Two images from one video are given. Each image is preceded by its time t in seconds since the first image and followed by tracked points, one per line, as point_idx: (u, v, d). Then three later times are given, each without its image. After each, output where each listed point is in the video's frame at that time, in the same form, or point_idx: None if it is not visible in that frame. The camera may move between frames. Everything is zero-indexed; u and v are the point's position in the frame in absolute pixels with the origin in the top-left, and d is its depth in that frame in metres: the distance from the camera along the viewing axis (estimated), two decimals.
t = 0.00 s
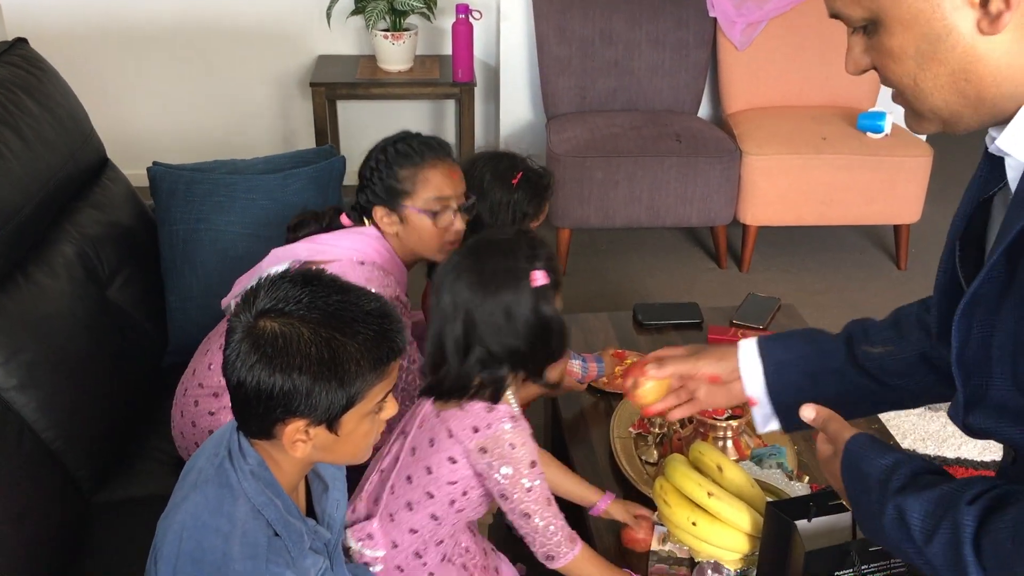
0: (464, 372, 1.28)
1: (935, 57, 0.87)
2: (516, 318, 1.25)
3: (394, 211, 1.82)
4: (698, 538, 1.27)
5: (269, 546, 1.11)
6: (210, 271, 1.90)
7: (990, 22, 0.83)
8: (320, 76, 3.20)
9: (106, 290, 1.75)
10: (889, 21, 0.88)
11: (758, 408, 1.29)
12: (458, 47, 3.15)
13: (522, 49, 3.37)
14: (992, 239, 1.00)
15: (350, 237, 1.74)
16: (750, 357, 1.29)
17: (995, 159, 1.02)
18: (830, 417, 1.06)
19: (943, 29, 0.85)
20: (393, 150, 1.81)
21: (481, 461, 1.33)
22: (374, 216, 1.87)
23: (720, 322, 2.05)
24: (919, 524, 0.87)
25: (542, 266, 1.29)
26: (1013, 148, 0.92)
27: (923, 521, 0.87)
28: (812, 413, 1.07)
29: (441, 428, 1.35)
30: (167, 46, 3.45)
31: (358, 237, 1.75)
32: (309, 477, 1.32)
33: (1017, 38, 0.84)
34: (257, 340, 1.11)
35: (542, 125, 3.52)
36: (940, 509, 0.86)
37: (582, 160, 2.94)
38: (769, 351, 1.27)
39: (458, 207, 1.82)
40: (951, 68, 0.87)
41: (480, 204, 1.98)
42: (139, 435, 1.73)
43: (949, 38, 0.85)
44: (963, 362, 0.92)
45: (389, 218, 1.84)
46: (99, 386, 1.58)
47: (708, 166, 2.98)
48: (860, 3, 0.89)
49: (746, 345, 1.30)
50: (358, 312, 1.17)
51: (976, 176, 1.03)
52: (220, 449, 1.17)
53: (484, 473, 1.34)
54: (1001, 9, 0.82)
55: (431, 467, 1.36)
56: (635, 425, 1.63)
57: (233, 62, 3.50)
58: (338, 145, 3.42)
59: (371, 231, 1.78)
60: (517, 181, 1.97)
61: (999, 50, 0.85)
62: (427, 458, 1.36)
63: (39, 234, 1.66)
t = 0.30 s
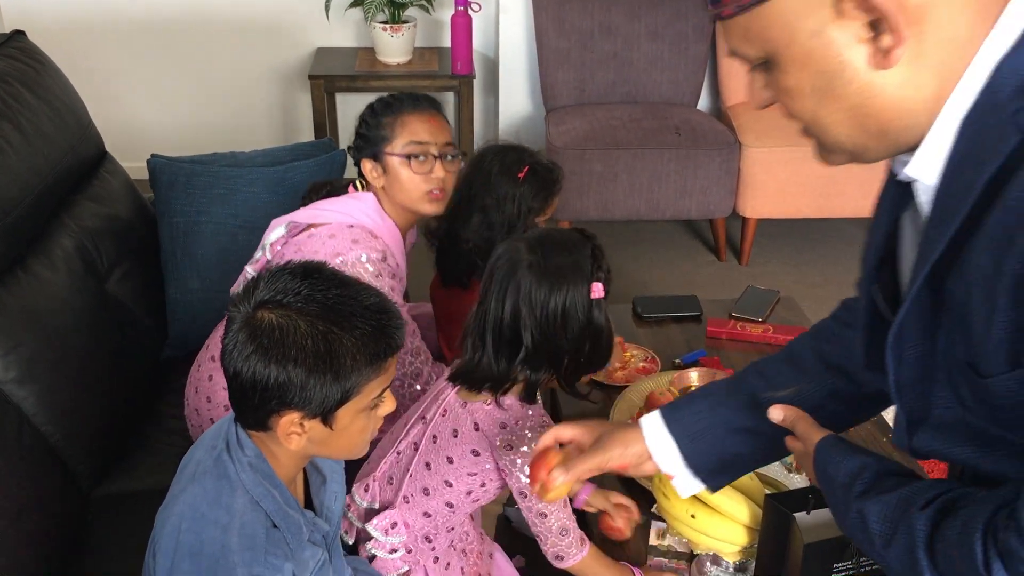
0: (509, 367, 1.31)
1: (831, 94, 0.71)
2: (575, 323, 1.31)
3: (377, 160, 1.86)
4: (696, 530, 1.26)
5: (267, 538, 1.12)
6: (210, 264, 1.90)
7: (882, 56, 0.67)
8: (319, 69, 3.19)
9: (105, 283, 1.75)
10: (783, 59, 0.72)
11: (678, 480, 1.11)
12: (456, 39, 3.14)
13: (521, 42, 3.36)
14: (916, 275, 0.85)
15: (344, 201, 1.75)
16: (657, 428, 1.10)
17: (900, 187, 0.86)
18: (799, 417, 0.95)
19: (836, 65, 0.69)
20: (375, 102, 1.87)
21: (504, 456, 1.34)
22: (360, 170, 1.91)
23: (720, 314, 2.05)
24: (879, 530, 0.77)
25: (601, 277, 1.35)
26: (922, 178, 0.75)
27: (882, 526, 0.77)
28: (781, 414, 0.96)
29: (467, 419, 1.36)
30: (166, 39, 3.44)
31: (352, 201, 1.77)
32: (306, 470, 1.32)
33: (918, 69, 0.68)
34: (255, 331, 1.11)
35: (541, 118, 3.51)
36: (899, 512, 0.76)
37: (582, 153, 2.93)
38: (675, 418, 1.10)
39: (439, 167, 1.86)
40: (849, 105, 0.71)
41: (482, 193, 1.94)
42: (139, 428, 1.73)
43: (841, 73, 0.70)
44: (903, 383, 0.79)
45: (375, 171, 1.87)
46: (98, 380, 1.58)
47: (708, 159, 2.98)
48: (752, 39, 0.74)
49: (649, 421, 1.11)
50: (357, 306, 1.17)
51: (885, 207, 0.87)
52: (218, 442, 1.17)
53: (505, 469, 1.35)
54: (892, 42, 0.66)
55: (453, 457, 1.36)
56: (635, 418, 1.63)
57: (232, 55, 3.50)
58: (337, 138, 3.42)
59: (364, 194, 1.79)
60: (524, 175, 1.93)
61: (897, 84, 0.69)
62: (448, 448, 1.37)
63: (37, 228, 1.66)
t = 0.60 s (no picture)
0: (494, 340, 1.33)
1: (682, 162, 0.69)
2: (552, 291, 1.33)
3: (359, 162, 1.83)
4: (698, 525, 1.26)
5: (269, 533, 1.11)
6: (210, 258, 1.90)
7: (721, 125, 0.66)
8: (319, 62, 3.18)
9: (105, 278, 1.75)
10: (635, 133, 0.69)
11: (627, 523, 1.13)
12: (456, 32, 3.13)
13: (522, 35, 3.35)
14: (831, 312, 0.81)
15: (312, 202, 1.69)
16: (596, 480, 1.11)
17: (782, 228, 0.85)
18: (737, 437, 0.97)
19: (681, 135, 0.67)
20: (355, 101, 1.82)
21: (501, 432, 1.37)
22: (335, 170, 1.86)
23: (720, 308, 2.04)
24: (816, 549, 0.79)
25: (578, 247, 1.37)
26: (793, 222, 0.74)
27: (821, 545, 0.79)
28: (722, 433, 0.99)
29: (462, 400, 1.37)
30: (165, 33, 3.43)
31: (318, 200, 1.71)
32: (307, 464, 1.32)
33: (762, 131, 0.67)
34: (258, 325, 1.11)
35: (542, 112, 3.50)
36: (832, 532, 0.78)
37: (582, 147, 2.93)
38: (614, 466, 1.11)
39: (413, 164, 1.86)
40: (700, 172, 0.69)
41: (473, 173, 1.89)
42: (139, 422, 1.73)
43: (688, 142, 0.67)
44: (816, 411, 0.81)
45: (354, 172, 1.84)
46: (98, 374, 1.58)
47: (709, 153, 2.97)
48: (604, 117, 0.70)
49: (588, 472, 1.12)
50: (361, 305, 1.17)
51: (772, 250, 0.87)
52: (218, 437, 1.17)
53: (503, 445, 1.38)
54: (729, 110, 0.64)
55: (453, 439, 1.38)
56: (635, 411, 1.62)
57: (232, 49, 3.49)
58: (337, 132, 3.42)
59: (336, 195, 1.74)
60: (515, 162, 1.87)
61: (744, 147, 0.67)
62: (448, 430, 1.39)
63: (37, 222, 1.65)
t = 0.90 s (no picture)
0: (436, 281, 1.40)
1: (618, 193, 0.77)
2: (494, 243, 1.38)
3: (390, 212, 1.69)
4: (699, 522, 1.26)
5: (260, 527, 1.11)
6: (209, 256, 1.90)
7: (647, 155, 0.73)
8: (319, 60, 3.18)
9: (106, 275, 1.74)
10: (571, 173, 0.78)
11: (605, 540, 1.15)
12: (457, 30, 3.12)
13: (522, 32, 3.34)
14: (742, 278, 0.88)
15: (320, 223, 1.61)
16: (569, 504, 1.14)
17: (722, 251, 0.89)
18: (706, 447, 1.01)
19: (612, 168, 0.75)
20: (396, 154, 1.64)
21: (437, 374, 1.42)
22: (357, 212, 1.69)
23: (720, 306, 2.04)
24: (784, 555, 0.82)
25: (512, 186, 1.39)
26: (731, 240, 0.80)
27: (788, 552, 0.82)
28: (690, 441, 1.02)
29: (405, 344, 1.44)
30: (166, 31, 3.43)
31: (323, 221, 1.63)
32: (306, 457, 1.31)
33: (685, 158, 0.74)
34: (258, 320, 1.11)
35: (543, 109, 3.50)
36: (802, 539, 0.81)
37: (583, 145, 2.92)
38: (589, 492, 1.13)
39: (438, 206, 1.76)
40: (636, 199, 0.77)
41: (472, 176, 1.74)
42: (139, 420, 1.73)
43: (620, 175, 0.75)
44: (772, 422, 0.87)
45: (380, 215, 1.70)
46: (96, 371, 1.58)
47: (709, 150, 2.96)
48: (542, 160, 0.79)
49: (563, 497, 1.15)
50: (365, 308, 1.16)
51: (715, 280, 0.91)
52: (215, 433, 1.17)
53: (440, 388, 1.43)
54: (652, 142, 0.72)
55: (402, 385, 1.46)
56: (635, 410, 1.61)
57: (232, 47, 3.49)
58: (337, 130, 3.41)
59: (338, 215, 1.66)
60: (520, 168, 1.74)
61: (670, 175, 0.74)
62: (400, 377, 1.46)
63: (37, 219, 1.65)
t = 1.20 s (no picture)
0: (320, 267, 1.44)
1: (602, 194, 0.78)
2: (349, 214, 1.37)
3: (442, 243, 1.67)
4: (696, 525, 1.26)
5: (257, 532, 1.11)
6: (207, 260, 1.90)
7: (631, 157, 0.74)
8: (318, 65, 3.19)
9: (104, 279, 1.74)
10: (555, 175, 0.80)
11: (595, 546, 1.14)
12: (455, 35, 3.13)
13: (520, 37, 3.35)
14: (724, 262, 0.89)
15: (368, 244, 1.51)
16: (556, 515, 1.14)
17: (707, 252, 0.90)
18: (695, 445, 1.02)
19: (595, 170, 0.76)
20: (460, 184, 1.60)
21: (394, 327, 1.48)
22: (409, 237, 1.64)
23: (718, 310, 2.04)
24: (772, 553, 0.82)
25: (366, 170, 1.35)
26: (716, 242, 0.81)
27: (777, 549, 0.81)
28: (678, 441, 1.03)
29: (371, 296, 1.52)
30: (165, 36, 3.43)
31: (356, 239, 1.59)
32: (301, 464, 1.32)
33: (666, 160, 0.75)
34: (259, 323, 1.11)
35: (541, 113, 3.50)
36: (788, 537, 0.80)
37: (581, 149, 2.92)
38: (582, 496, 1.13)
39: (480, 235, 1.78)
40: (619, 199, 0.78)
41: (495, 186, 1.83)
42: (137, 424, 1.73)
43: (604, 176, 0.76)
44: (757, 420, 0.88)
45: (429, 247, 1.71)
46: (94, 375, 1.58)
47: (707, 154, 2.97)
48: (525, 163, 0.82)
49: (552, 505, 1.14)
50: (364, 310, 1.16)
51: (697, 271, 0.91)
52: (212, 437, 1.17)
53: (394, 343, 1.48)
54: (636, 144, 0.73)
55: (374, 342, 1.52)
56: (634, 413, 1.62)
57: (231, 52, 3.49)
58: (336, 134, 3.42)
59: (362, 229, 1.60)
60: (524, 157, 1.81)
61: (653, 177, 0.75)
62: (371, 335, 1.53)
63: (36, 224, 1.65)
